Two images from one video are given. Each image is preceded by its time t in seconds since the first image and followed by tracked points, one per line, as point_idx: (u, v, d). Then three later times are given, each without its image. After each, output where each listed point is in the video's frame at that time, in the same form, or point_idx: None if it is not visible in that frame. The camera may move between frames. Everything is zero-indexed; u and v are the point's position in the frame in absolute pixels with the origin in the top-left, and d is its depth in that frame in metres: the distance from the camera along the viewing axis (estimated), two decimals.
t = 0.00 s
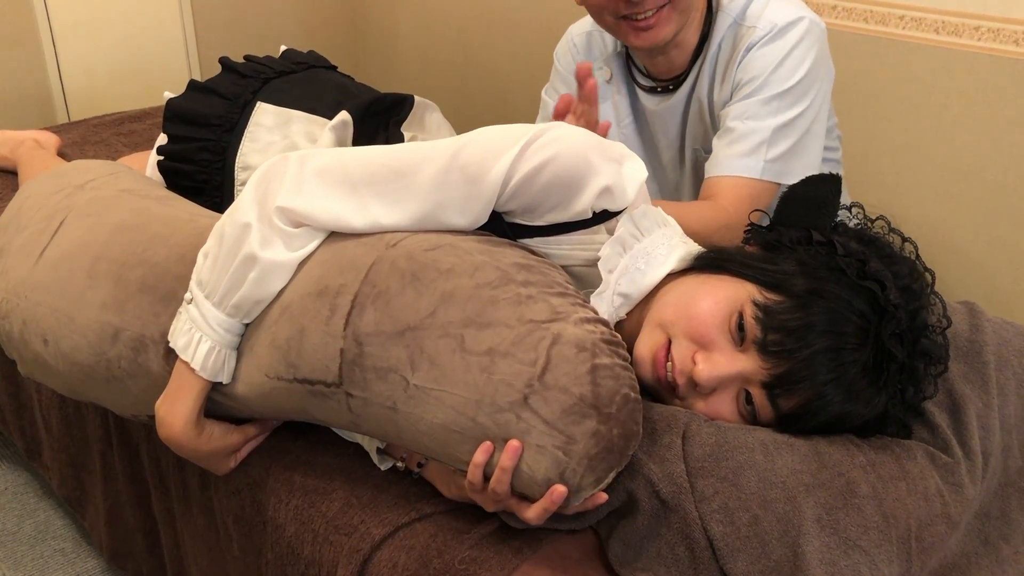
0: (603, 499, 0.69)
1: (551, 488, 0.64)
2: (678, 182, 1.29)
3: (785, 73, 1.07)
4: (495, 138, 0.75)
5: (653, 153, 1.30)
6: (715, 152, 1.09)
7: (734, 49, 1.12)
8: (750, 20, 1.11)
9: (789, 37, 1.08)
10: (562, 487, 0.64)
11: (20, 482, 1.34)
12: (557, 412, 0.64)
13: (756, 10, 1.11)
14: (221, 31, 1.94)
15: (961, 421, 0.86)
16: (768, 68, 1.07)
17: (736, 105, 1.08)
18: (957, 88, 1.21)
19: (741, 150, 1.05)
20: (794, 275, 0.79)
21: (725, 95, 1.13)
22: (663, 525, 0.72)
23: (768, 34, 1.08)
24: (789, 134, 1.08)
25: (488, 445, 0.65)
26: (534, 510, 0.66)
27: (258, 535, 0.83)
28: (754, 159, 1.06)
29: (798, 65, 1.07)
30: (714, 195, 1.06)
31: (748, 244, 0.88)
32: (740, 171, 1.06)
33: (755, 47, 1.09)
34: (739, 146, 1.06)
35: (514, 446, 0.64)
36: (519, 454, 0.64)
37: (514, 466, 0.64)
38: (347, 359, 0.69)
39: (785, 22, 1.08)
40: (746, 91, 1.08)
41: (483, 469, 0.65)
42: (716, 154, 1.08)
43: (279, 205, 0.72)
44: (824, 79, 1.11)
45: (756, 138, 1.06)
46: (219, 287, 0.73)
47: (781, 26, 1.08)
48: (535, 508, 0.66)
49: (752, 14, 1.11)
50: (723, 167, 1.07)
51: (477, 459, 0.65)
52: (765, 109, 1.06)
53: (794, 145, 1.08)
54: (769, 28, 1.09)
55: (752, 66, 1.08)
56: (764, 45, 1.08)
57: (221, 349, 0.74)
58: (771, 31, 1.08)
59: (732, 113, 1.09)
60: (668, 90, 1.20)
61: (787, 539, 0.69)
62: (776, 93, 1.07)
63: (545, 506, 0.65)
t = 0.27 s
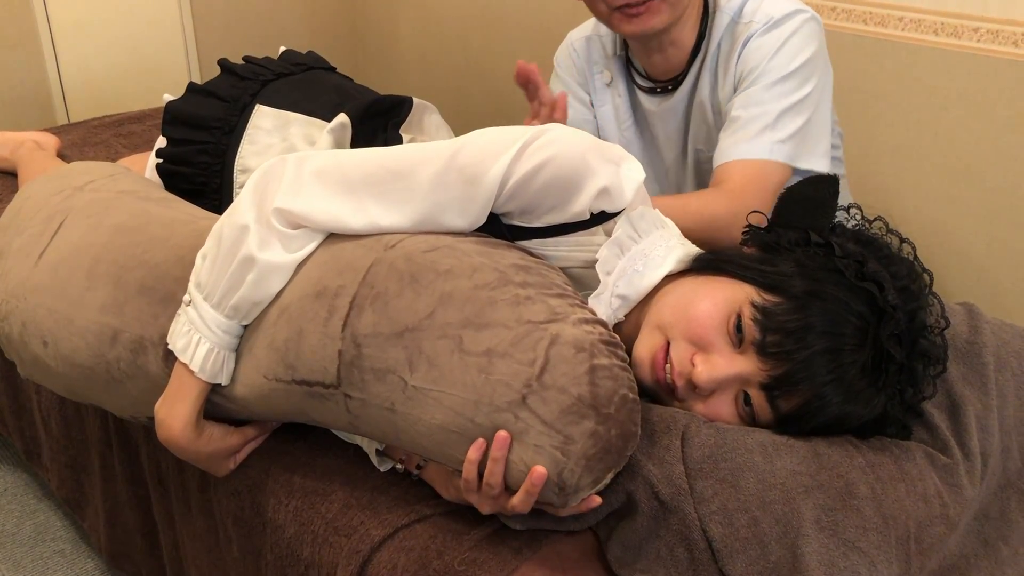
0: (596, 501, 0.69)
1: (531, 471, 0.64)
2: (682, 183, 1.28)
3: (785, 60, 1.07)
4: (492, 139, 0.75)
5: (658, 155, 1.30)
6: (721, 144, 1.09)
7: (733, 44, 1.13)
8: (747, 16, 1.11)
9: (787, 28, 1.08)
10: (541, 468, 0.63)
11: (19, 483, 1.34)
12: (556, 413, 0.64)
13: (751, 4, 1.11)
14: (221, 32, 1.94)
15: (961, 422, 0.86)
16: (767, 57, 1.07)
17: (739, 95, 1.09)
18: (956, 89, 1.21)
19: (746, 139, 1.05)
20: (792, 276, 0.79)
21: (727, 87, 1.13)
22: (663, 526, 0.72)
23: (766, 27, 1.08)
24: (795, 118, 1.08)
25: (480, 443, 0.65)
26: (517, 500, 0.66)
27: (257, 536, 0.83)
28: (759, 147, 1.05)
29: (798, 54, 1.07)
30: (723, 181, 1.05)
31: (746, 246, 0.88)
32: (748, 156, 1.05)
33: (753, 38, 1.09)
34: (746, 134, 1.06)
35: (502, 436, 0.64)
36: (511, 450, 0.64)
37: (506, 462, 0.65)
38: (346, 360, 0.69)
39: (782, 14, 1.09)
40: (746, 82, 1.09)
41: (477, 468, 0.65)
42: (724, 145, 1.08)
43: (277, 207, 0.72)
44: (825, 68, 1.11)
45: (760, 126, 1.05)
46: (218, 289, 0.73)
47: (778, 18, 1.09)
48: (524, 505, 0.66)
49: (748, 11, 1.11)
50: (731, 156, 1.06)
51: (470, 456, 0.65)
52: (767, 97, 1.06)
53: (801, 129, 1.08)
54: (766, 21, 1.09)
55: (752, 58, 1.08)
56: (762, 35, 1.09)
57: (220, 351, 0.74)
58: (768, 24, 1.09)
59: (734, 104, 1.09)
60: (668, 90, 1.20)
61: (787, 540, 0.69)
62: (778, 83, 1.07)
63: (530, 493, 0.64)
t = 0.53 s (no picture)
0: (600, 498, 0.68)
1: (534, 464, 0.64)
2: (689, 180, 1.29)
3: (789, 29, 1.07)
4: (503, 135, 0.75)
5: (667, 154, 1.30)
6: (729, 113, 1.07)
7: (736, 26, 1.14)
8: None
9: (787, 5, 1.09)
10: (544, 462, 0.63)
11: (18, 484, 1.33)
12: (560, 408, 0.64)
13: None
14: (222, 35, 1.95)
15: (961, 422, 0.86)
16: (769, 31, 1.08)
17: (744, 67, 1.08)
18: (956, 90, 1.22)
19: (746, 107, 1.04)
20: (796, 275, 0.79)
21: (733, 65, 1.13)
22: (664, 525, 0.72)
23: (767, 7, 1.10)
24: (803, 84, 1.06)
25: (480, 435, 0.65)
26: (520, 497, 0.66)
27: (258, 536, 0.83)
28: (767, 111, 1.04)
29: (798, 26, 1.07)
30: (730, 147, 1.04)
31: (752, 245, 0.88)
32: (757, 121, 1.03)
33: (756, 16, 1.10)
34: (747, 102, 1.05)
35: (504, 430, 0.64)
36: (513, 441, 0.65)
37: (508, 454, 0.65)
38: (351, 355, 0.69)
39: None
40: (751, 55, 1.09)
41: (479, 459, 0.65)
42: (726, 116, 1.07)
43: (288, 204, 0.72)
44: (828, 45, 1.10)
45: (766, 90, 1.04)
46: (225, 284, 0.73)
47: None
48: (527, 501, 0.66)
49: None
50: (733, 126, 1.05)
51: (472, 449, 0.65)
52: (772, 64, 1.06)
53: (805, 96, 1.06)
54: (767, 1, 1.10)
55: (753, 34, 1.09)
56: (764, 13, 1.10)
57: (226, 346, 0.74)
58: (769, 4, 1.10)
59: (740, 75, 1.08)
60: (675, 77, 1.22)
61: (788, 539, 0.69)
62: (778, 53, 1.06)
63: (532, 488, 0.64)
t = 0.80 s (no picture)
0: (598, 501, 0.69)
1: (533, 466, 0.64)
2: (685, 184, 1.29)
3: (784, 31, 1.06)
4: (498, 139, 0.75)
5: (664, 158, 1.30)
6: (725, 118, 1.07)
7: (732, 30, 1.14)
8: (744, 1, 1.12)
9: (782, 8, 1.08)
10: (541, 462, 0.64)
11: (20, 484, 1.34)
12: (558, 411, 0.64)
13: None
14: (221, 35, 1.94)
15: (962, 422, 0.86)
16: (764, 33, 1.07)
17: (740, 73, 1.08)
18: (956, 90, 1.21)
19: (741, 113, 1.04)
20: (795, 275, 0.79)
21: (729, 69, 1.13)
22: (664, 526, 0.72)
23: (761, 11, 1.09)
24: (800, 88, 1.05)
25: (480, 437, 0.65)
26: (518, 500, 0.66)
27: (258, 537, 0.83)
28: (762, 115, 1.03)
29: (792, 30, 1.06)
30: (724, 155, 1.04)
31: (751, 246, 0.88)
32: (753, 125, 1.03)
33: (751, 19, 1.10)
34: (741, 108, 1.05)
35: (504, 432, 0.64)
36: (512, 444, 0.65)
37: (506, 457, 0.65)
38: (349, 359, 0.69)
39: None
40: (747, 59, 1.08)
41: (478, 462, 0.65)
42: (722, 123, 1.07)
43: (282, 206, 0.72)
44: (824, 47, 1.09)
45: (762, 94, 1.04)
46: (222, 288, 0.73)
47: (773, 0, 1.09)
48: (524, 504, 0.66)
49: None
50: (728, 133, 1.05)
51: (471, 451, 0.65)
52: (768, 67, 1.05)
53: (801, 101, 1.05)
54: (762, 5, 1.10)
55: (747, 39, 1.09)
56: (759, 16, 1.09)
57: (223, 350, 0.74)
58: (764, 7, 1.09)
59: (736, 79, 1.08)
60: (670, 82, 1.22)
61: (788, 540, 0.69)
62: (773, 59, 1.05)
63: (530, 491, 0.64)
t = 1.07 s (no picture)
0: (597, 498, 0.69)
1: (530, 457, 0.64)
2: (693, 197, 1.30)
3: (817, 75, 1.07)
4: (504, 134, 0.75)
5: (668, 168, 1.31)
6: (773, 170, 1.08)
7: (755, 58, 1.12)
8: (766, 30, 1.11)
9: (809, 45, 1.08)
10: (539, 453, 0.64)
11: (18, 483, 1.33)
12: (559, 406, 0.64)
13: (772, 19, 1.11)
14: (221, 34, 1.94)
15: (963, 420, 0.86)
16: (796, 77, 1.07)
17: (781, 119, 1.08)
18: (956, 88, 1.22)
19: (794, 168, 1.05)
20: (797, 271, 0.79)
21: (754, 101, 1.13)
22: (665, 523, 0.72)
23: (787, 45, 1.08)
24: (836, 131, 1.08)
25: (483, 432, 0.66)
26: (515, 493, 0.66)
27: (258, 535, 0.82)
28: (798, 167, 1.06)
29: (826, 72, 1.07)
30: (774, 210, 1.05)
31: (753, 242, 0.88)
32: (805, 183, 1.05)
33: (779, 55, 1.09)
34: (792, 162, 1.06)
35: (504, 425, 0.64)
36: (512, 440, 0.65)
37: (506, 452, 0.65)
38: (350, 354, 0.69)
39: (803, 31, 1.08)
40: (778, 102, 1.09)
41: (478, 458, 0.65)
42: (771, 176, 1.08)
43: (286, 202, 0.72)
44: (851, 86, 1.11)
45: (809, 147, 1.05)
46: (225, 282, 0.72)
47: (799, 35, 1.08)
48: (521, 497, 0.66)
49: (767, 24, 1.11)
50: (779, 186, 1.07)
51: (472, 446, 0.65)
52: (802, 115, 1.06)
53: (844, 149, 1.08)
54: (787, 38, 1.09)
55: (778, 78, 1.09)
56: (788, 52, 1.08)
57: (225, 345, 0.74)
58: (790, 40, 1.08)
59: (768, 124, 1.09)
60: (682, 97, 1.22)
61: (789, 537, 0.68)
62: (814, 104, 1.06)
63: (527, 483, 0.64)
